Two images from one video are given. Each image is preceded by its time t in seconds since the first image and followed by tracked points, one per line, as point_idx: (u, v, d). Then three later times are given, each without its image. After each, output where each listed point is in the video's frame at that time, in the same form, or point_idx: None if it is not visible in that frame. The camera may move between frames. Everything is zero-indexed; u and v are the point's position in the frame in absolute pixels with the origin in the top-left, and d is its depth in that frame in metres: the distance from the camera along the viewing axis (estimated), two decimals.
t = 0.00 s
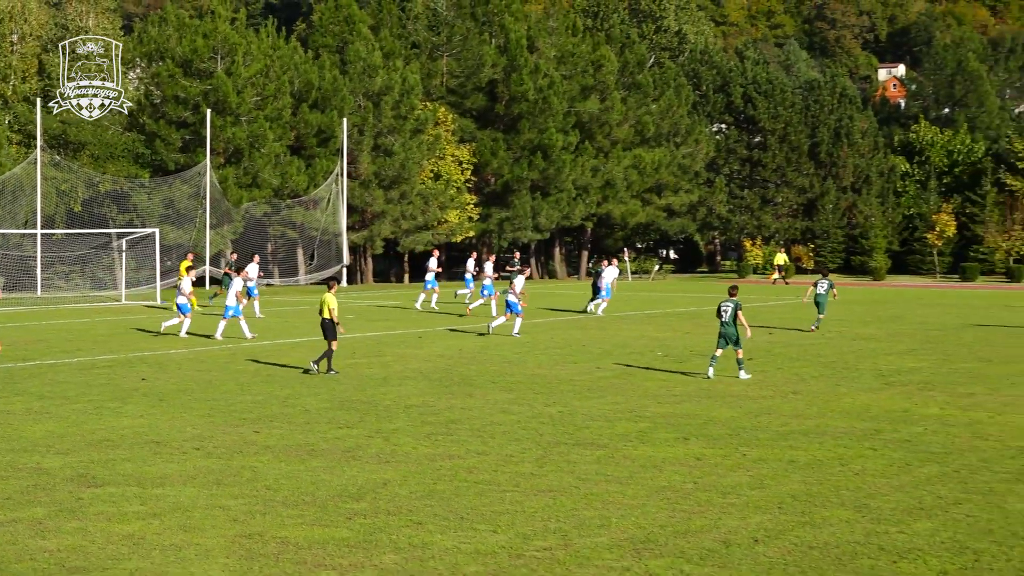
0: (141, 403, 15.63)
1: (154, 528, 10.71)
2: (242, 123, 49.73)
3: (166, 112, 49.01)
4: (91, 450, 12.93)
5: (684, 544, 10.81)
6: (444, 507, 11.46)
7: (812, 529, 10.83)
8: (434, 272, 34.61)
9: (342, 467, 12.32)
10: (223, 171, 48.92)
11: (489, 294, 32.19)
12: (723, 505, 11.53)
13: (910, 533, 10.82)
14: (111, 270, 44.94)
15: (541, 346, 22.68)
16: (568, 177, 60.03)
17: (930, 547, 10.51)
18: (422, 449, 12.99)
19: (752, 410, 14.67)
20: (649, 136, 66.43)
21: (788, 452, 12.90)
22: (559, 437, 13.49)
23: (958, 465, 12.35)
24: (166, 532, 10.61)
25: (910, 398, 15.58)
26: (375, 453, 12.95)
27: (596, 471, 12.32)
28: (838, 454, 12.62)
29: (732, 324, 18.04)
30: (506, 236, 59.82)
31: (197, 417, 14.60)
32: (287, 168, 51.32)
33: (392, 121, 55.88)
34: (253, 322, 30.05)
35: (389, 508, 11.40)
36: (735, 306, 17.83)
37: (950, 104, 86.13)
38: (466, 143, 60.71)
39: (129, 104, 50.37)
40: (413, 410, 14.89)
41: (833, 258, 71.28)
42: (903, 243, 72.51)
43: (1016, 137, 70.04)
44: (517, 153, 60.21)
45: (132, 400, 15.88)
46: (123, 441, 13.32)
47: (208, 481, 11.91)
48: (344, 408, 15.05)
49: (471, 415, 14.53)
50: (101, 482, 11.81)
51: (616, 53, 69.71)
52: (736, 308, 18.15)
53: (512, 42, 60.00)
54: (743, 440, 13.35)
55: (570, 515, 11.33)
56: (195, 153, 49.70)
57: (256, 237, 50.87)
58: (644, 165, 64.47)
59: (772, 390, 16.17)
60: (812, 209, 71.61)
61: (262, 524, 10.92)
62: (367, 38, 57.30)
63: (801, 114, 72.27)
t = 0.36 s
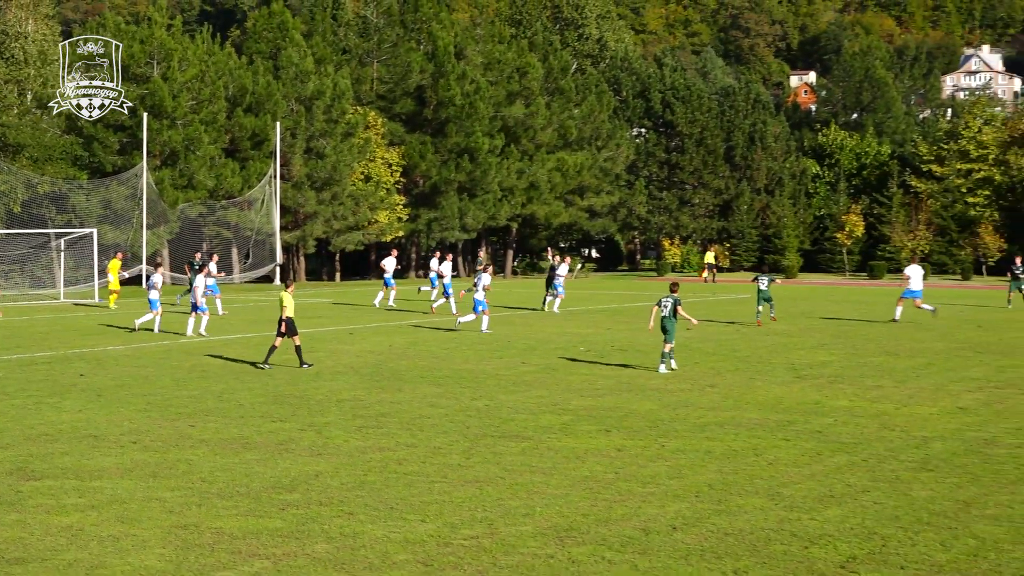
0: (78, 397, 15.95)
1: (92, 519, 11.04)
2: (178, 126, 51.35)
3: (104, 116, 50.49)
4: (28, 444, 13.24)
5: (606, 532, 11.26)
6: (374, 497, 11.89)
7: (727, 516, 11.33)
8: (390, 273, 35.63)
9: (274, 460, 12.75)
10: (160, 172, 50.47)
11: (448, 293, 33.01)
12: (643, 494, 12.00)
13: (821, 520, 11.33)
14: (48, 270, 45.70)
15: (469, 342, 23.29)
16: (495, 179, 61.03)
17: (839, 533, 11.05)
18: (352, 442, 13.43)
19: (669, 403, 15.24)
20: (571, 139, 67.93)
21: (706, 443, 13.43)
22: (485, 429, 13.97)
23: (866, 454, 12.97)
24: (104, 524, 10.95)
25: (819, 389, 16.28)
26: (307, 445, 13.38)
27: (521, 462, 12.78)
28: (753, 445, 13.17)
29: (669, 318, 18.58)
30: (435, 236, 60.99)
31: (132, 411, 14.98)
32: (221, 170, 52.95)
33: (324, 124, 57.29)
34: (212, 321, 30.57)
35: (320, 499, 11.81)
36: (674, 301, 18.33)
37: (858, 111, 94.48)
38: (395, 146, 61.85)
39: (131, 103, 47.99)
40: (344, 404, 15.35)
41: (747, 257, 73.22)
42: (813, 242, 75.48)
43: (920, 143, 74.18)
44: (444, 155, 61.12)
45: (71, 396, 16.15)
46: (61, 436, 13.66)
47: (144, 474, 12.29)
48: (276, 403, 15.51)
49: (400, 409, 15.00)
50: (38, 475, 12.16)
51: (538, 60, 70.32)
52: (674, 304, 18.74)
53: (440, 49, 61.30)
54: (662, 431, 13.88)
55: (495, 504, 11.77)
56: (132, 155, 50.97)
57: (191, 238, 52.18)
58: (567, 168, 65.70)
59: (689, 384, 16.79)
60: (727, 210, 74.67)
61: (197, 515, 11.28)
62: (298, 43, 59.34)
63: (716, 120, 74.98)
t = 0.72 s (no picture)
0: (14, 395, 16.24)
1: (30, 514, 11.37)
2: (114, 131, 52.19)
3: (40, 120, 51.17)
4: None
5: (529, 522, 11.73)
6: (305, 490, 12.30)
7: (646, 506, 11.84)
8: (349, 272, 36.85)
9: (208, 455, 13.14)
10: (96, 176, 51.44)
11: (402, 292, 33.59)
12: (565, 486, 12.49)
13: (734, 509, 11.85)
14: None
15: (398, 340, 23.85)
16: (422, 182, 63.13)
17: (752, 521, 11.56)
18: (285, 437, 13.87)
19: (590, 398, 15.80)
20: (496, 145, 70.52)
21: (626, 436, 13.97)
22: (413, 424, 14.43)
23: (778, 446, 13.55)
24: (41, 518, 11.28)
25: (734, 385, 16.94)
26: (241, 440, 13.79)
27: (448, 455, 13.25)
28: (670, 438, 13.72)
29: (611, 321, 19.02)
30: (363, 237, 63.09)
31: (69, 409, 15.31)
32: (156, 174, 53.43)
33: (255, 129, 58.38)
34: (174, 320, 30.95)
35: (254, 493, 12.19)
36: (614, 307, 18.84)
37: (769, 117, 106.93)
38: (326, 151, 63.72)
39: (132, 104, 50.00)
40: (275, 401, 15.77)
41: (664, 257, 74.70)
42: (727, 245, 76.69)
43: (829, 148, 75.54)
44: (373, 160, 63.26)
45: (9, 394, 16.41)
46: None
47: (81, 470, 12.63)
48: (211, 399, 15.92)
49: (330, 405, 15.43)
50: None
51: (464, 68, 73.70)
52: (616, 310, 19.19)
53: (369, 57, 63.95)
54: (584, 425, 14.40)
55: (424, 496, 12.22)
56: (68, 159, 52.01)
57: (128, 239, 53.19)
58: (491, 172, 68.04)
59: (611, 380, 17.37)
60: (645, 213, 76.61)
61: (133, 509, 11.63)
62: (231, 51, 60.37)
63: (635, 126, 77.91)
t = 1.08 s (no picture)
0: None
1: None
2: (59, 134, 52.26)
3: None
4: None
5: (472, 519, 11.91)
6: (250, 489, 12.43)
7: (586, 504, 12.03)
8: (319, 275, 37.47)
9: (153, 455, 13.25)
10: (42, 178, 51.05)
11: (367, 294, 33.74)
12: (507, 484, 12.67)
13: (673, 505, 12.07)
14: None
15: (342, 340, 24.07)
16: (365, 185, 64.23)
17: (691, 518, 11.78)
18: (230, 437, 14.00)
19: (531, 397, 16.05)
20: (439, 147, 71.59)
21: (567, 434, 14.18)
22: (356, 423, 14.61)
23: (716, 443, 13.80)
24: None
25: (673, 383, 17.25)
26: (186, 440, 13.92)
27: (391, 454, 13.42)
28: (609, 436, 13.95)
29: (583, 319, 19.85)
30: (307, 239, 63.50)
31: (13, 409, 15.39)
32: (102, 176, 53.68)
33: (200, 132, 58.34)
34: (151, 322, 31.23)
35: (199, 492, 12.31)
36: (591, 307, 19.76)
37: (707, 121, 112.76)
38: (269, 154, 63.70)
39: (131, 104, 53.78)
40: (219, 401, 15.93)
41: (603, 258, 76.28)
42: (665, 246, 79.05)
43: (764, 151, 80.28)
44: (317, 162, 63.96)
45: None
46: None
47: (26, 470, 12.72)
48: (155, 399, 16.04)
49: (274, 405, 15.60)
50: None
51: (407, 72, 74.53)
52: (591, 310, 20.01)
53: (312, 61, 64.23)
54: (526, 424, 14.62)
55: (368, 495, 12.36)
56: (13, 162, 51.54)
57: (73, 241, 52.42)
58: (434, 174, 69.26)
59: (552, 379, 17.62)
60: (585, 214, 78.79)
61: (79, 508, 11.72)
62: (176, 55, 59.99)
63: (574, 130, 79.37)
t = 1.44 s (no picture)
0: None
1: None
2: None
3: None
4: None
5: (428, 527, 11.52)
6: (198, 497, 12.01)
7: (547, 511, 11.67)
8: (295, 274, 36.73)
9: (98, 462, 12.83)
10: None
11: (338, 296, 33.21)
12: (464, 490, 12.29)
13: (636, 513, 11.71)
14: None
15: (295, 343, 23.62)
16: (317, 183, 62.47)
17: (654, 525, 11.43)
18: (178, 443, 13.59)
19: (489, 401, 15.70)
20: (393, 143, 69.75)
21: (527, 439, 13.83)
22: (310, 429, 14.22)
23: (679, 448, 13.48)
24: None
25: (634, 387, 16.94)
26: (133, 447, 13.51)
27: (345, 460, 13.03)
28: (570, 441, 13.60)
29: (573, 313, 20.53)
30: (259, 238, 62.02)
31: None
32: (44, 173, 52.26)
33: (147, 127, 56.43)
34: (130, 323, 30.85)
35: (146, 500, 11.89)
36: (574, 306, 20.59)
37: (670, 117, 110.91)
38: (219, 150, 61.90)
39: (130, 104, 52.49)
40: (168, 406, 15.51)
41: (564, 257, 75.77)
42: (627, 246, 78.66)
43: (728, 150, 79.50)
44: (268, 159, 62.17)
45: None
46: None
47: None
48: (101, 405, 15.60)
49: (226, 410, 15.18)
50: None
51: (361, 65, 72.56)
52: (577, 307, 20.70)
53: (264, 56, 62.15)
54: (484, 428, 14.27)
55: (320, 502, 11.97)
56: None
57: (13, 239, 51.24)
58: (389, 171, 67.72)
59: (511, 382, 17.28)
60: (545, 213, 76.58)
61: (19, 519, 11.26)
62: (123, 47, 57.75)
63: (534, 126, 76.17)
